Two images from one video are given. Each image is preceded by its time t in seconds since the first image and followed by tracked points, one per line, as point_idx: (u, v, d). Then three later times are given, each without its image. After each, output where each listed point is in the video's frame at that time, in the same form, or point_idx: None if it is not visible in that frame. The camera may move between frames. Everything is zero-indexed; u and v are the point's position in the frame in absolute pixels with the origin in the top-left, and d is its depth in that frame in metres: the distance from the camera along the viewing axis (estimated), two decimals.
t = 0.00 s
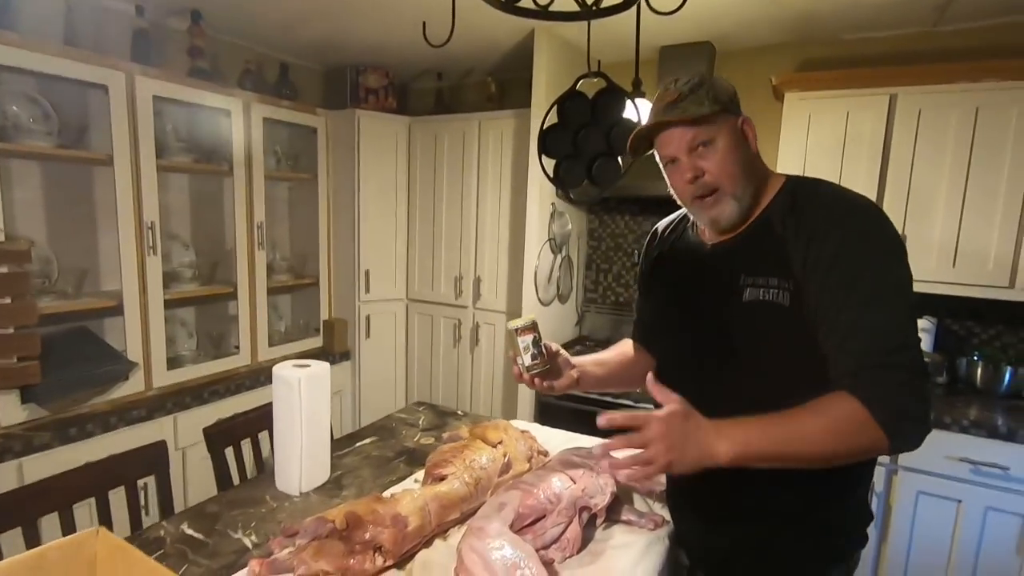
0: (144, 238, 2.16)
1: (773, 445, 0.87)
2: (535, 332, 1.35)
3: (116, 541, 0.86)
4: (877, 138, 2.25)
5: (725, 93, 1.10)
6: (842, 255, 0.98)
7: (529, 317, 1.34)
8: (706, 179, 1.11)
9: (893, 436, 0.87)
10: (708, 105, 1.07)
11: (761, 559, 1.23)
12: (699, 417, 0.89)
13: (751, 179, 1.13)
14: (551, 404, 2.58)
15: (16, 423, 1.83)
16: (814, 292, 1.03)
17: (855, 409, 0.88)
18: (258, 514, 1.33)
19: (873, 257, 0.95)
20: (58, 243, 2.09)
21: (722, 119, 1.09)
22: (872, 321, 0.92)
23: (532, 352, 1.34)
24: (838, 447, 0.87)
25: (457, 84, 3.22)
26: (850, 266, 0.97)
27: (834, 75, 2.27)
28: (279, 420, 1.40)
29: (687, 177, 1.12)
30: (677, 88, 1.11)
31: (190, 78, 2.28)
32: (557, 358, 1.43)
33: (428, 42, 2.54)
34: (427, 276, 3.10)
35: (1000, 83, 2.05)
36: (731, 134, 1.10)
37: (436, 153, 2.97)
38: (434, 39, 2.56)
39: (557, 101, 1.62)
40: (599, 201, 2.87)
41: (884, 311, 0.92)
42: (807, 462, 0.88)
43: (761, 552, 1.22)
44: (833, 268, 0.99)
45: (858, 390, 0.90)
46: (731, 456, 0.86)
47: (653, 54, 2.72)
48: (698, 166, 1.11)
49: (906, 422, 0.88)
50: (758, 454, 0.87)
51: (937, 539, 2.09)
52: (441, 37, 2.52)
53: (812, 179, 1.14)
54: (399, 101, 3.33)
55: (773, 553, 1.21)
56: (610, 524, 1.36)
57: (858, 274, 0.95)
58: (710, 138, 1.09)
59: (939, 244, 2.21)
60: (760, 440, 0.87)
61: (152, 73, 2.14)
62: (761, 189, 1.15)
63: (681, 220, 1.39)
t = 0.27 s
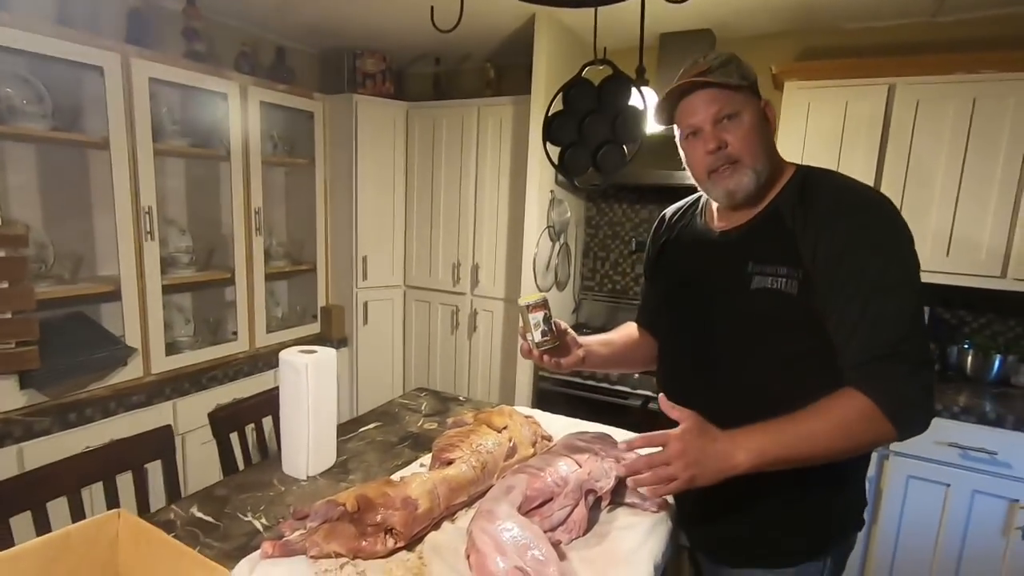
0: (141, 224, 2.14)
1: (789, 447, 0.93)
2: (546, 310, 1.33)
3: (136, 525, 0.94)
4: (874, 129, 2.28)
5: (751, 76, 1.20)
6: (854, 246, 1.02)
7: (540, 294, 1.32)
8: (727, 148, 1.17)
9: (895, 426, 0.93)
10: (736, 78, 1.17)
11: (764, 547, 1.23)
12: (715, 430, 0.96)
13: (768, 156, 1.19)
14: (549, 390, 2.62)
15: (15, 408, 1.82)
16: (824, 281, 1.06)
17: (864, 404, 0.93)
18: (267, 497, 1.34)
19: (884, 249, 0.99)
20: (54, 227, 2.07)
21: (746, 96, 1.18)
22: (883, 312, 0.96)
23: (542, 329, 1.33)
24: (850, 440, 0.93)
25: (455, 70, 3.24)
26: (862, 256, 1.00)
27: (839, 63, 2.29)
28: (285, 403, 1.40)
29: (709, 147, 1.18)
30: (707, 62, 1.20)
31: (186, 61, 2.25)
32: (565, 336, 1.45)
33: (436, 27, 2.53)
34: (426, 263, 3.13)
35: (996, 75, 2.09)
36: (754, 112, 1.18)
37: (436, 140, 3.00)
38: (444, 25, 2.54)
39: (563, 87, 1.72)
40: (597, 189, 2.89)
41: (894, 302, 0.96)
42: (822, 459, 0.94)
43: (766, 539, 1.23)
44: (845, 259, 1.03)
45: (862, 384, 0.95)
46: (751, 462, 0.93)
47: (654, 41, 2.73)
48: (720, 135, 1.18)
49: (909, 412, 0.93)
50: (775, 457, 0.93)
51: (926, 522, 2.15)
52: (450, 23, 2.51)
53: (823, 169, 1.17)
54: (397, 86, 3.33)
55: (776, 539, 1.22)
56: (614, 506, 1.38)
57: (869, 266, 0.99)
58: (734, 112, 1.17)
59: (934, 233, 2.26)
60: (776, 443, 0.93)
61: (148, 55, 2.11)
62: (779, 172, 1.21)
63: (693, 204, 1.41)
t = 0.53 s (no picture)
0: (122, 225, 2.11)
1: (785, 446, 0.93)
2: (533, 312, 1.39)
3: (125, 527, 0.94)
4: (851, 134, 2.34)
5: (745, 81, 1.22)
6: (839, 247, 1.05)
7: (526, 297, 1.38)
8: (711, 150, 1.21)
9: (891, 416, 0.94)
10: (727, 83, 1.19)
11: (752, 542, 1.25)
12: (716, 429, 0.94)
13: (751, 161, 1.22)
14: (535, 390, 2.64)
15: None
16: (811, 281, 1.09)
17: (852, 398, 0.94)
18: (254, 500, 1.34)
19: (868, 250, 1.03)
20: (32, 229, 2.04)
21: (736, 101, 1.20)
22: (870, 307, 0.99)
23: (530, 331, 1.38)
24: (844, 434, 0.92)
25: (440, 71, 3.26)
26: (846, 256, 1.03)
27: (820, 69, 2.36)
28: (274, 407, 1.40)
29: (692, 148, 1.23)
30: (702, 66, 1.23)
31: (168, 61, 2.23)
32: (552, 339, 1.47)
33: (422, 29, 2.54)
34: (411, 265, 3.13)
35: (967, 82, 2.16)
36: (742, 117, 1.20)
37: (421, 141, 3.00)
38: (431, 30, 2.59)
39: (549, 93, 1.75)
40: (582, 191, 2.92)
41: (879, 299, 0.99)
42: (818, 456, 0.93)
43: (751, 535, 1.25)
44: (832, 259, 1.05)
45: (860, 377, 0.95)
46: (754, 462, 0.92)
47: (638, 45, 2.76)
48: (705, 137, 1.21)
49: (902, 404, 0.94)
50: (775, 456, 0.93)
51: (901, 516, 2.21)
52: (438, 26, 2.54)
53: (808, 175, 1.20)
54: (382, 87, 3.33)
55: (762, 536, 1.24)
56: (600, 505, 1.40)
57: (854, 265, 1.02)
58: (722, 116, 1.20)
59: (909, 236, 2.32)
60: (773, 442, 0.93)
61: (130, 55, 2.08)
62: (762, 175, 1.24)
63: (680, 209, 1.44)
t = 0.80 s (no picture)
0: (100, 223, 2.07)
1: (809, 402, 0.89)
2: (525, 300, 1.39)
3: (107, 529, 0.92)
4: (833, 131, 2.37)
5: (723, 87, 1.15)
6: (829, 241, 1.06)
7: (519, 285, 1.38)
8: (677, 162, 1.21)
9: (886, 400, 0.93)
10: (697, 95, 1.14)
11: (741, 534, 1.26)
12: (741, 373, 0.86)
13: (720, 174, 1.20)
14: (521, 387, 2.64)
15: None
16: (801, 275, 1.10)
17: (864, 367, 0.94)
18: (239, 501, 1.32)
19: (857, 244, 1.04)
20: (6, 227, 1.98)
21: (708, 112, 1.15)
22: (860, 298, 1.00)
23: (521, 320, 1.38)
24: (858, 399, 0.92)
25: (425, 67, 3.24)
26: (835, 250, 1.05)
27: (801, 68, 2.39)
28: (259, 408, 1.37)
29: (661, 157, 1.23)
30: (681, 70, 1.17)
31: (147, 54, 2.18)
32: (543, 329, 1.47)
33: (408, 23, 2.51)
34: (397, 263, 3.11)
35: (944, 81, 2.20)
36: (712, 129, 1.16)
37: (406, 138, 2.98)
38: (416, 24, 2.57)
39: (534, 89, 1.75)
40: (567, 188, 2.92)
41: (868, 290, 1.00)
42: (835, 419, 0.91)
43: (739, 526, 1.25)
44: (822, 252, 1.07)
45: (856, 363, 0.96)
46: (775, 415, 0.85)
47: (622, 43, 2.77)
48: (673, 149, 1.20)
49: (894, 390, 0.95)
50: (797, 410, 0.88)
51: (881, 507, 2.24)
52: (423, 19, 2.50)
53: (795, 171, 1.20)
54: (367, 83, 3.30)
55: (750, 528, 1.25)
56: (589, 500, 1.40)
57: (844, 257, 1.03)
58: (690, 129, 1.17)
59: (888, 232, 2.35)
60: (798, 396, 0.88)
61: (106, 48, 2.03)
62: (733, 184, 1.22)
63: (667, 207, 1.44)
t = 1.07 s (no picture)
0: (82, 218, 2.03)
1: (807, 369, 0.91)
2: (518, 286, 1.35)
3: (91, 528, 0.90)
4: (821, 125, 2.37)
5: (707, 82, 1.14)
6: (818, 234, 1.06)
7: (513, 271, 1.33)
8: (663, 159, 1.20)
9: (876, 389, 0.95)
10: (680, 92, 1.13)
11: (731, 526, 1.26)
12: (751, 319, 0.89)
13: (706, 170, 1.18)
14: (512, 381, 2.64)
15: None
16: (791, 269, 1.10)
17: (863, 348, 0.96)
18: (227, 499, 1.30)
19: (846, 237, 1.04)
20: None
21: (690, 109, 1.14)
22: (850, 291, 1.00)
23: (514, 305, 1.35)
24: (850, 378, 0.94)
25: (414, 60, 3.22)
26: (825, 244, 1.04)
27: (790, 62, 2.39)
28: (247, 404, 1.36)
29: (648, 154, 1.22)
30: (665, 66, 1.17)
31: (129, 46, 2.14)
32: (535, 317, 1.47)
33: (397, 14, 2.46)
34: (386, 258, 3.09)
35: (931, 76, 2.21)
36: (696, 126, 1.15)
37: (394, 131, 2.96)
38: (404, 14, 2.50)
39: (526, 81, 1.73)
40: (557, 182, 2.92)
41: (858, 283, 1.00)
42: (828, 391, 0.93)
43: (728, 518, 1.26)
44: (812, 246, 1.06)
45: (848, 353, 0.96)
46: (771, 366, 0.88)
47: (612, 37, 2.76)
48: (658, 147, 1.19)
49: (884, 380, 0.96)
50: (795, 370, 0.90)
51: (869, 498, 2.26)
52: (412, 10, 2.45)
53: (785, 164, 1.20)
54: (354, 76, 3.27)
55: (740, 520, 1.25)
56: (581, 493, 1.40)
57: (834, 251, 1.04)
58: (674, 126, 1.16)
59: (875, 225, 2.36)
60: (799, 356, 0.90)
61: (86, 39, 1.99)
62: (720, 180, 1.21)
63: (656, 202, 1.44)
